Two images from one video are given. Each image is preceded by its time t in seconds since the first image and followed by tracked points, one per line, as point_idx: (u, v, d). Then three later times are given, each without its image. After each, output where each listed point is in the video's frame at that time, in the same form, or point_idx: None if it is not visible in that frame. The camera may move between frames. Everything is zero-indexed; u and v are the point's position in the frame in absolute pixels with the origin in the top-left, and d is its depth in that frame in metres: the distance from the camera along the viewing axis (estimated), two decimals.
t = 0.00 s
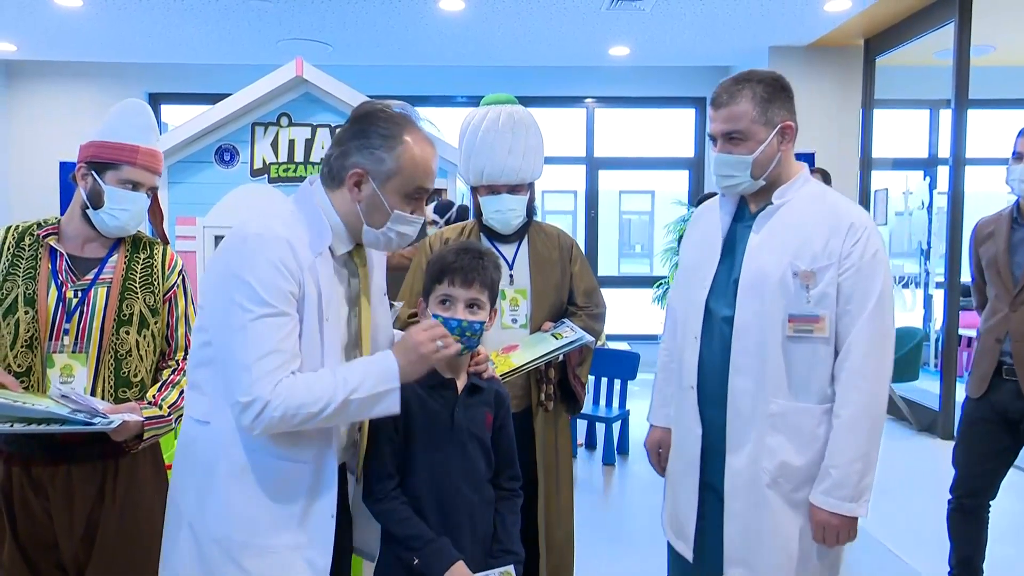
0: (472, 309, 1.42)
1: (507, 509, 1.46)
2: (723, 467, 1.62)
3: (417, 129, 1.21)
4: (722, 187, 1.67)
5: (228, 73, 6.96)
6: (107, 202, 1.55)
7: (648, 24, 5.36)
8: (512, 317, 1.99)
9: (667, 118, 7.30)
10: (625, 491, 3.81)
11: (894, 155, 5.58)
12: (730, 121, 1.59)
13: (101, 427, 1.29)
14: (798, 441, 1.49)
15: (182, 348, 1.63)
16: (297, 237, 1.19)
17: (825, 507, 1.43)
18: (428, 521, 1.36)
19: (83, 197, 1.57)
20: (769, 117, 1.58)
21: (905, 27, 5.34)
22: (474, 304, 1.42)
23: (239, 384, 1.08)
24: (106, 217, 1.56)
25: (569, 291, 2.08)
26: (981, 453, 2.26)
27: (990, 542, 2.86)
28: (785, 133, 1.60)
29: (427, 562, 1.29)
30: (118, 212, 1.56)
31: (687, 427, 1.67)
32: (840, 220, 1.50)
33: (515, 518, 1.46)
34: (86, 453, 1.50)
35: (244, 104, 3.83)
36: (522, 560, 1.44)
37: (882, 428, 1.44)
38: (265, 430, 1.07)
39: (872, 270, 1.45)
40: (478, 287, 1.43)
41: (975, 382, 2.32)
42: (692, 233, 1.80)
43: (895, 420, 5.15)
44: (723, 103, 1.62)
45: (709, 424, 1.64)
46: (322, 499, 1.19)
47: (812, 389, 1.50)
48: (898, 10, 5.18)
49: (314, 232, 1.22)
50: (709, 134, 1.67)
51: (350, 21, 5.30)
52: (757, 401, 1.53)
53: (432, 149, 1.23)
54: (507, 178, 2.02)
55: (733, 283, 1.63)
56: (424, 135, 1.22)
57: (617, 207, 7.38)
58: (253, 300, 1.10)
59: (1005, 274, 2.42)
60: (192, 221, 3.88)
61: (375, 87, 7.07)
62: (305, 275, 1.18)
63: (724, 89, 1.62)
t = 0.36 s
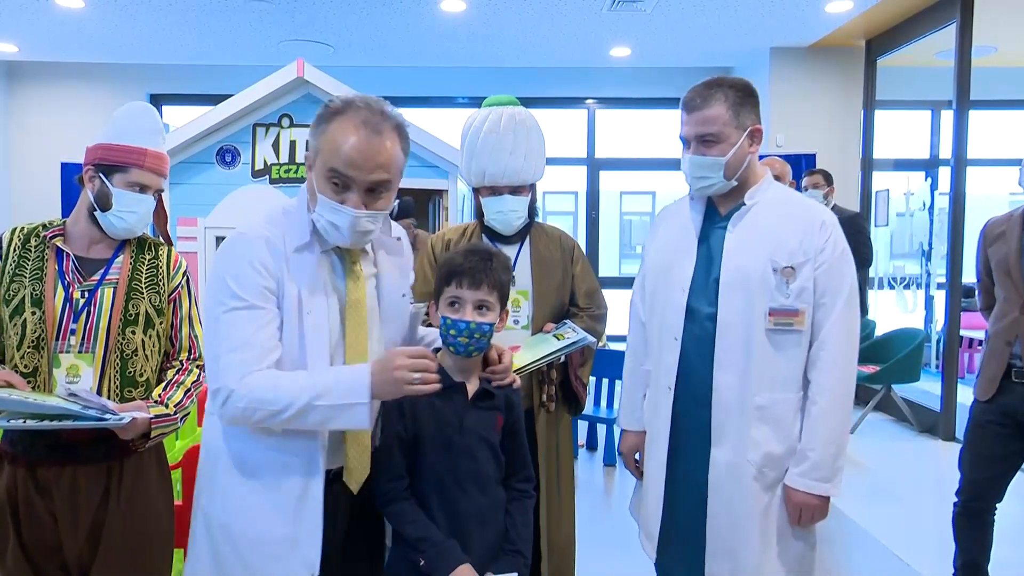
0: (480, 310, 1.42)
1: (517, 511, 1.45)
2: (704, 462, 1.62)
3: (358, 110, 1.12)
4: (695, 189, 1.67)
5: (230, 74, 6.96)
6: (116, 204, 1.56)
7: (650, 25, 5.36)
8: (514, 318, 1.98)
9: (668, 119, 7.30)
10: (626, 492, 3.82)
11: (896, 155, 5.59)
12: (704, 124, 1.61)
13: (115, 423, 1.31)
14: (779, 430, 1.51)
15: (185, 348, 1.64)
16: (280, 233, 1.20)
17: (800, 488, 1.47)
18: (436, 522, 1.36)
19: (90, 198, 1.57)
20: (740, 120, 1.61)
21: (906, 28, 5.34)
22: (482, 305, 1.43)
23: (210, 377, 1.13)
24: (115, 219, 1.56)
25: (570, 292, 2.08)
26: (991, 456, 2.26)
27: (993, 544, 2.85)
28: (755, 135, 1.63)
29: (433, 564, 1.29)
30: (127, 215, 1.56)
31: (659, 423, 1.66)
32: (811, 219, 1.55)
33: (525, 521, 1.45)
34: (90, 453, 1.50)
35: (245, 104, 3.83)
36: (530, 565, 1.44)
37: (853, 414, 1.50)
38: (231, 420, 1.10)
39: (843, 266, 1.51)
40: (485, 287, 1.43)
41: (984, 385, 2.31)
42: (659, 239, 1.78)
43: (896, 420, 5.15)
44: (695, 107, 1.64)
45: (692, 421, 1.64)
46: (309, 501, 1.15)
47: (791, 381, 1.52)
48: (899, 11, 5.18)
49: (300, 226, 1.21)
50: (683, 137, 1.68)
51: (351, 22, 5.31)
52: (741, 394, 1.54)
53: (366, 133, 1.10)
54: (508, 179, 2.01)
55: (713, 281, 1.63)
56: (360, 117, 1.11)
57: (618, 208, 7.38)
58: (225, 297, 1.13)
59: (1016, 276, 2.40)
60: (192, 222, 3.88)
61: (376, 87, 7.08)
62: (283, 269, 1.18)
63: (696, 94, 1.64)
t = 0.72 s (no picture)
0: (486, 309, 1.42)
1: (527, 515, 1.42)
2: (705, 460, 1.61)
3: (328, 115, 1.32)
4: (689, 186, 1.65)
5: (232, 74, 6.96)
6: (88, 207, 1.49)
7: (652, 23, 5.34)
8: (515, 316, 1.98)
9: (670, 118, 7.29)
10: (627, 491, 3.82)
11: (899, 155, 5.61)
12: (698, 121, 1.60)
13: (100, 426, 1.27)
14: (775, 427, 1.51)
15: (183, 349, 1.60)
16: (280, 230, 1.43)
17: (807, 486, 1.47)
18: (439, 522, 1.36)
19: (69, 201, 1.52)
20: (734, 118, 1.61)
21: (909, 26, 5.32)
22: (488, 305, 1.42)
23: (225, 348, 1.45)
24: (89, 221, 1.49)
25: (573, 291, 2.07)
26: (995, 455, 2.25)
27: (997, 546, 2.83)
28: (750, 133, 1.62)
29: (426, 561, 1.30)
30: (98, 218, 1.49)
31: (662, 423, 1.66)
32: (803, 216, 1.55)
33: (534, 526, 1.42)
34: (89, 452, 1.48)
35: (246, 104, 3.83)
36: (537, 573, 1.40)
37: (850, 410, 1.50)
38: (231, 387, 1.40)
39: (834, 263, 1.51)
40: (491, 286, 1.42)
41: (987, 384, 2.30)
42: (652, 238, 1.76)
43: (899, 420, 5.14)
44: (690, 104, 1.63)
45: (689, 420, 1.64)
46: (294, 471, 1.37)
47: (785, 377, 1.52)
48: (903, 9, 5.15)
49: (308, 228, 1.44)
50: (677, 134, 1.67)
51: (353, 22, 5.31)
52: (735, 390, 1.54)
53: (328, 133, 1.29)
54: (504, 177, 2.00)
55: (706, 279, 1.62)
56: (326, 120, 1.31)
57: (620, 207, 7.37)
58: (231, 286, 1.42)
59: None
60: (195, 221, 3.91)
61: (379, 87, 7.08)
62: (276, 264, 1.41)
63: (690, 91, 1.63)
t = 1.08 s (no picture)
0: (487, 309, 1.41)
1: (531, 516, 1.41)
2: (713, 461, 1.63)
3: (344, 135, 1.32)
4: (722, 176, 1.65)
5: (235, 74, 6.96)
6: (25, 209, 1.38)
7: (654, 22, 5.33)
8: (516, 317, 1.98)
9: (673, 117, 7.29)
10: (630, 490, 3.82)
11: (902, 154, 5.62)
12: (736, 108, 1.59)
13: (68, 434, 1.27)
14: (788, 432, 1.48)
15: (141, 347, 1.53)
16: (283, 226, 1.47)
17: (813, 499, 1.42)
18: (444, 522, 1.36)
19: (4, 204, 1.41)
20: (774, 108, 1.58)
21: (913, 25, 5.31)
22: (489, 304, 1.41)
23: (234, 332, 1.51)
24: (28, 224, 1.39)
25: (577, 290, 2.06)
26: (997, 455, 2.25)
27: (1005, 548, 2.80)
28: (789, 125, 1.60)
29: (428, 561, 1.31)
30: (39, 221, 1.39)
31: (678, 423, 1.67)
32: (833, 211, 1.50)
33: (538, 529, 1.40)
34: (52, 458, 1.39)
35: (249, 104, 3.83)
36: None
37: (873, 421, 1.43)
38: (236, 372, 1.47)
39: (864, 262, 1.44)
40: (492, 286, 1.42)
41: (991, 383, 2.30)
42: (688, 231, 1.79)
43: (903, 419, 5.12)
44: (730, 91, 1.62)
45: (701, 418, 1.65)
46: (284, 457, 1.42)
47: (804, 381, 1.48)
48: (907, 8, 5.14)
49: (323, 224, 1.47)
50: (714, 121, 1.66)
51: (356, 22, 5.32)
52: (750, 391, 1.52)
53: (352, 155, 1.30)
54: (500, 178, 1.99)
55: (727, 275, 1.62)
56: (345, 141, 1.30)
57: (623, 206, 7.36)
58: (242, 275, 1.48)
59: None
60: (198, 221, 3.95)
61: (381, 87, 7.08)
62: (280, 257, 1.45)
63: (733, 78, 1.62)
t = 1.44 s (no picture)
0: (484, 309, 1.42)
1: (530, 516, 1.39)
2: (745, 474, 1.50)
3: (370, 184, 1.26)
4: (757, 177, 1.49)
5: (238, 74, 6.97)
6: None
7: (655, 22, 5.34)
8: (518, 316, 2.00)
9: (676, 117, 7.29)
10: (633, 490, 3.82)
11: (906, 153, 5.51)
12: (769, 106, 1.43)
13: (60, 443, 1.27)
14: (819, 449, 1.34)
15: (117, 341, 1.51)
16: (282, 253, 1.40)
17: (847, 521, 1.28)
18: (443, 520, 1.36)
19: None
20: (810, 104, 1.41)
21: (915, 23, 5.31)
22: (486, 305, 1.42)
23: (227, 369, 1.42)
24: None
25: (584, 290, 2.06)
26: (1000, 454, 2.25)
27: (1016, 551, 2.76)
28: (828, 121, 1.43)
29: (430, 561, 1.32)
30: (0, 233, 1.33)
31: (711, 426, 1.53)
32: (870, 212, 1.34)
33: (537, 529, 1.38)
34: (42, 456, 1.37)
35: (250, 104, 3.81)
36: None
37: (915, 440, 1.27)
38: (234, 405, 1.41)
39: (905, 265, 1.28)
40: (489, 286, 1.43)
41: (993, 381, 2.30)
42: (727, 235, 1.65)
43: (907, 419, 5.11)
44: (762, 87, 1.45)
45: (736, 428, 1.51)
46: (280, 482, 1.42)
47: (837, 394, 1.34)
48: (909, 7, 5.14)
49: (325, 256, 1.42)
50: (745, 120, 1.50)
51: (358, 22, 5.32)
52: (779, 404, 1.38)
53: (385, 207, 1.25)
54: (506, 178, 2.02)
55: (760, 280, 1.49)
56: (373, 193, 1.25)
57: (625, 206, 7.37)
58: (236, 311, 1.40)
59: None
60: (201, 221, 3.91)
61: (383, 87, 7.10)
62: (282, 291, 1.39)
63: (764, 73, 1.46)
